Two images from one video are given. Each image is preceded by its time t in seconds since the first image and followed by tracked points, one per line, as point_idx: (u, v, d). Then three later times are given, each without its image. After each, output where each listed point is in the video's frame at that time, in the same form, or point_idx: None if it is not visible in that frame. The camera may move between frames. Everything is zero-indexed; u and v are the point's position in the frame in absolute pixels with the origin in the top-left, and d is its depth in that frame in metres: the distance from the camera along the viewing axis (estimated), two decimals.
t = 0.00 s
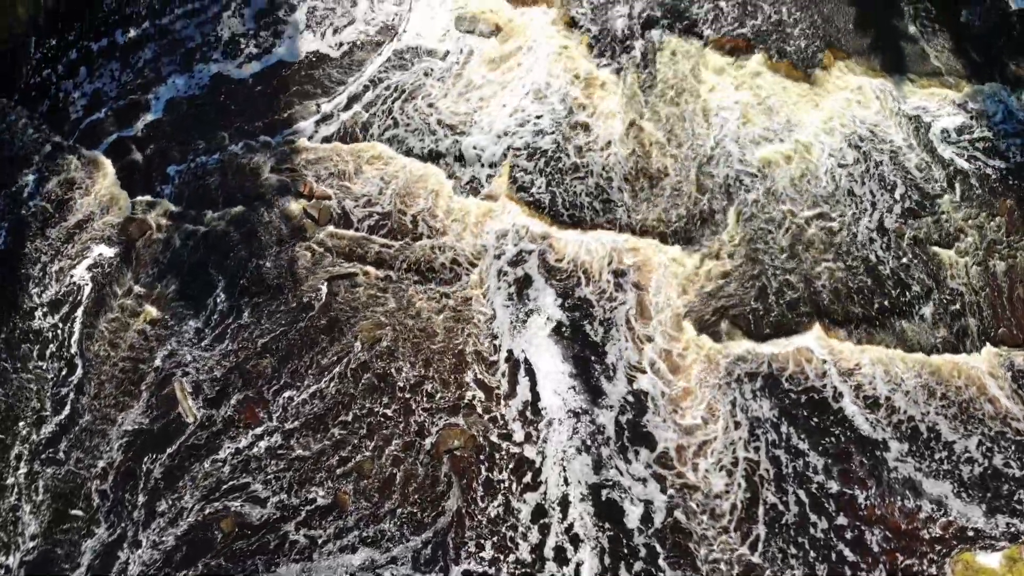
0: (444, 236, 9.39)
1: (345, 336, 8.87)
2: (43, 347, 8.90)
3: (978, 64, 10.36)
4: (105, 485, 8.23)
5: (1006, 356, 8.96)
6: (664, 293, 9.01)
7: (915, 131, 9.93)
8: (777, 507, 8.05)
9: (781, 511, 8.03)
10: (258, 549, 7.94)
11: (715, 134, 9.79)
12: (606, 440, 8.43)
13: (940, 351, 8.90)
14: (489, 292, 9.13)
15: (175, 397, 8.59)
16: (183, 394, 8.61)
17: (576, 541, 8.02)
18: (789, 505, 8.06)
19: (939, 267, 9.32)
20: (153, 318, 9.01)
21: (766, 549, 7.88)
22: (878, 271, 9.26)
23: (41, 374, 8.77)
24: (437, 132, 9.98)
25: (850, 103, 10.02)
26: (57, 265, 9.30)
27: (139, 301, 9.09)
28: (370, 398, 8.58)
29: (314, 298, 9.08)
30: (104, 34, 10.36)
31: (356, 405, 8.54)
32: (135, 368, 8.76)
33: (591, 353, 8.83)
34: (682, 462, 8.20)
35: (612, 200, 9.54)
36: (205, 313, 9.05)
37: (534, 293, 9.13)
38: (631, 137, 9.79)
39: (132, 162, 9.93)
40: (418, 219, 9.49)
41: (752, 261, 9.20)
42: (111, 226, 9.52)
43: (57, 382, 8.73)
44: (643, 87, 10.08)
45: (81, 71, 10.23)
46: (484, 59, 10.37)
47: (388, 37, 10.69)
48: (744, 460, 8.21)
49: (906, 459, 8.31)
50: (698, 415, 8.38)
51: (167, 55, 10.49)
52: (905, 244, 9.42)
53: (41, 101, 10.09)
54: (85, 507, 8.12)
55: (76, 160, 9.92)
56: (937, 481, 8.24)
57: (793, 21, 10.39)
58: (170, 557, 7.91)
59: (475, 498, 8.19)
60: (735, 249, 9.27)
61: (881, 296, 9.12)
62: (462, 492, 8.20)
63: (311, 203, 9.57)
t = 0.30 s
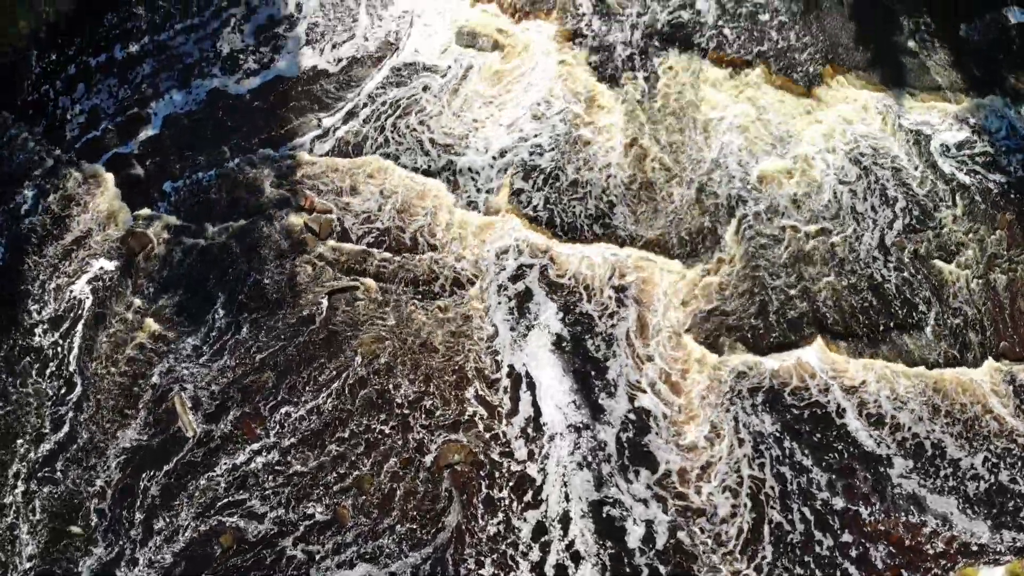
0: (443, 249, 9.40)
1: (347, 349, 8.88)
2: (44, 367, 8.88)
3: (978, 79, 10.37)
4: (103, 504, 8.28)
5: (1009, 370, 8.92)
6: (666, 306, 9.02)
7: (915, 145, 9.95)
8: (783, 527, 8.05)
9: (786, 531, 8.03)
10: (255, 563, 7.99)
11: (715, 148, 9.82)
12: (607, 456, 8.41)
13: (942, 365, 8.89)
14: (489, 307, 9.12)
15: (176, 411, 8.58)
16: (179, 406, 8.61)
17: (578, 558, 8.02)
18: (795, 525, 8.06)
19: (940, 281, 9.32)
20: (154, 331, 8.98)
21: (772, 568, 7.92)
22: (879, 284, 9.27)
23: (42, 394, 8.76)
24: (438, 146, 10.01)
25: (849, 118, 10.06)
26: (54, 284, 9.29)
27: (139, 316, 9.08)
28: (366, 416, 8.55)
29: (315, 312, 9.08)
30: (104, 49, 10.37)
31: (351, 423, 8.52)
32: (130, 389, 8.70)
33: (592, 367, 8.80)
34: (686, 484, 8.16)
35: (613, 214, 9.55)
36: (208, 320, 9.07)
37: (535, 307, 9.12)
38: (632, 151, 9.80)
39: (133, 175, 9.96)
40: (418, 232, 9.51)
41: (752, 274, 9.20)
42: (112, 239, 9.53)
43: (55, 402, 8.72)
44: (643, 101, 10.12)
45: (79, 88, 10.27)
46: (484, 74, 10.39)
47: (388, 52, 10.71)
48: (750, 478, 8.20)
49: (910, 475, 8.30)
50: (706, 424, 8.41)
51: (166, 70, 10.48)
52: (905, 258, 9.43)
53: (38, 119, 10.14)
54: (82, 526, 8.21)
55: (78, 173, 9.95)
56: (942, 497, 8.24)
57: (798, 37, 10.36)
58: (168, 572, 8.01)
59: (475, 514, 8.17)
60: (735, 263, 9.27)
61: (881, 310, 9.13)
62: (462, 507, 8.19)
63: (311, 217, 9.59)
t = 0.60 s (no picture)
0: (442, 262, 9.42)
1: (348, 361, 8.87)
2: (42, 388, 8.82)
3: (980, 94, 10.47)
4: (101, 524, 8.11)
5: (1009, 383, 8.93)
6: (667, 319, 9.04)
7: (915, 158, 9.98)
8: (789, 546, 7.86)
9: (792, 550, 7.84)
10: None
11: (715, 162, 9.86)
12: (608, 472, 8.30)
13: (943, 379, 8.88)
14: (489, 321, 9.12)
15: (176, 426, 8.55)
16: (175, 420, 8.57)
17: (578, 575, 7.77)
18: (801, 545, 7.88)
19: (941, 295, 9.32)
20: (154, 345, 9.01)
21: None
22: (880, 298, 9.26)
23: (41, 413, 8.69)
24: (440, 161, 10.05)
25: (848, 132, 10.09)
26: (58, 299, 9.31)
27: (139, 329, 9.10)
28: (360, 433, 8.48)
29: (315, 326, 9.07)
30: (103, 64, 10.54)
31: (348, 440, 8.44)
32: (129, 405, 8.68)
33: (593, 383, 8.78)
34: (687, 505, 8.02)
35: (613, 227, 9.58)
36: (205, 338, 9.06)
37: (536, 321, 9.12)
38: (632, 166, 9.85)
39: (134, 191, 10.04)
40: (418, 246, 9.54)
41: (751, 288, 9.22)
42: (112, 253, 9.58)
43: (54, 421, 8.64)
44: (643, 114, 10.17)
45: (77, 104, 10.40)
46: (484, 89, 10.44)
47: (388, 67, 10.82)
48: (755, 496, 8.09)
49: (914, 492, 8.21)
50: (708, 447, 8.32)
51: (163, 86, 10.68)
52: (906, 271, 9.44)
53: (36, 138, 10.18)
54: (80, 545, 8.02)
55: (80, 187, 10.04)
56: (946, 513, 8.12)
57: (799, 52, 10.40)
58: None
59: (475, 530, 7.99)
60: (735, 277, 9.28)
61: (882, 324, 9.12)
62: (462, 522, 8.03)
63: (312, 231, 9.62)
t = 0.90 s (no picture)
0: (443, 277, 9.43)
1: (348, 376, 8.86)
2: (38, 411, 8.80)
3: (977, 109, 10.45)
4: (98, 546, 8.09)
5: (1011, 400, 8.82)
6: (667, 336, 9.00)
7: (915, 174, 10.00)
8: (794, 567, 7.86)
9: (798, 571, 7.84)
10: None
11: (715, 178, 9.86)
12: (608, 490, 8.27)
13: (945, 396, 8.82)
14: (488, 337, 9.10)
15: (175, 442, 8.52)
16: (173, 436, 8.55)
17: None
18: (807, 567, 7.86)
19: (940, 311, 9.30)
20: (154, 360, 9.00)
21: None
22: (881, 315, 9.24)
23: (39, 435, 8.67)
24: (441, 176, 10.06)
25: (848, 148, 10.09)
26: (50, 323, 9.28)
27: (138, 346, 9.08)
28: (358, 451, 8.44)
29: (315, 342, 9.06)
30: (102, 80, 10.68)
31: (344, 459, 8.40)
32: (122, 428, 8.62)
33: (593, 400, 8.75)
34: (690, 532, 7.95)
35: (613, 243, 9.58)
36: (204, 354, 9.04)
37: (536, 336, 9.11)
38: (632, 182, 9.85)
39: (135, 207, 10.05)
40: (417, 261, 9.54)
41: (752, 303, 9.22)
42: (112, 268, 9.59)
43: (51, 443, 8.63)
44: (642, 130, 10.18)
45: (74, 121, 10.54)
46: (484, 104, 10.44)
47: (388, 82, 10.82)
48: (759, 516, 8.06)
49: (918, 510, 8.17)
50: (711, 465, 8.27)
51: (160, 103, 10.72)
52: (906, 287, 9.43)
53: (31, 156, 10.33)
54: (75, 566, 8.02)
55: (81, 203, 10.08)
56: (951, 531, 8.09)
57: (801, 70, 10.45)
58: None
59: (475, 549, 7.99)
60: (735, 293, 9.28)
61: (882, 341, 9.10)
62: (462, 541, 8.02)
63: (312, 247, 9.61)
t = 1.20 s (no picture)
0: (442, 293, 9.41)
1: (348, 395, 8.82)
2: (37, 434, 8.74)
3: (978, 125, 10.50)
4: (93, 569, 8.01)
5: (1014, 417, 8.78)
6: (668, 354, 8.98)
7: (915, 191, 10.01)
8: None
9: None
10: None
11: (715, 195, 9.87)
12: (609, 510, 8.22)
13: (947, 414, 8.79)
14: (489, 354, 9.07)
15: (173, 460, 8.49)
16: (173, 449, 8.55)
17: None
18: None
19: (942, 328, 9.28)
20: (153, 377, 8.98)
21: None
22: (881, 332, 9.23)
23: (38, 458, 8.62)
24: (442, 192, 10.08)
25: (848, 165, 10.10)
26: (48, 343, 9.25)
27: (136, 365, 9.05)
28: (354, 472, 8.38)
29: (315, 359, 9.05)
30: (99, 99, 10.79)
31: (339, 480, 8.34)
32: (118, 451, 8.57)
33: (593, 418, 8.72)
34: (692, 558, 7.87)
35: (612, 259, 9.58)
36: (202, 372, 9.02)
37: (537, 353, 9.08)
38: (632, 198, 9.86)
39: (134, 224, 10.05)
40: (417, 278, 9.52)
41: (752, 319, 9.21)
42: (111, 285, 9.58)
43: (49, 465, 8.57)
44: (642, 147, 10.19)
45: (71, 139, 10.59)
46: (486, 121, 10.49)
47: (389, 100, 10.81)
48: (764, 539, 8.01)
49: (923, 531, 8.11)
50: (716, 494, 8.19)
51: (157, 121, 10.78)
52: (907, 304, 9.42)
53: (26, 178, 10.35)
54: None
55: (81, 220, 10.08)
56: (958, 552, 8.02)
57: (799, 89, 10.47)
58: None
59: (474, 569, 7.92)
60: (736, 310, 9.27)
61: (883, 358, 9.06)
62: (462, 561, 7.95)
63: (312, 264, 9.64)
